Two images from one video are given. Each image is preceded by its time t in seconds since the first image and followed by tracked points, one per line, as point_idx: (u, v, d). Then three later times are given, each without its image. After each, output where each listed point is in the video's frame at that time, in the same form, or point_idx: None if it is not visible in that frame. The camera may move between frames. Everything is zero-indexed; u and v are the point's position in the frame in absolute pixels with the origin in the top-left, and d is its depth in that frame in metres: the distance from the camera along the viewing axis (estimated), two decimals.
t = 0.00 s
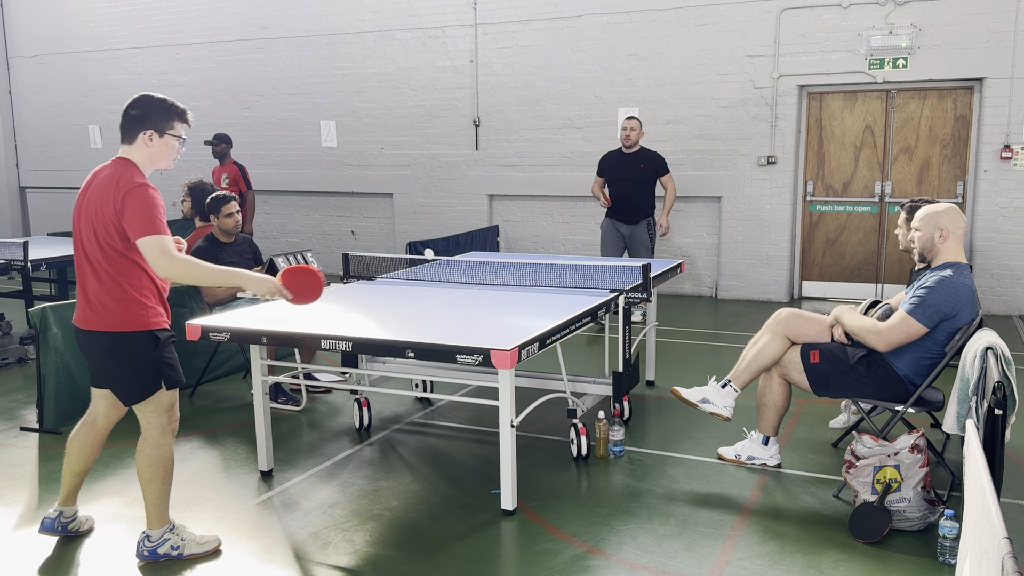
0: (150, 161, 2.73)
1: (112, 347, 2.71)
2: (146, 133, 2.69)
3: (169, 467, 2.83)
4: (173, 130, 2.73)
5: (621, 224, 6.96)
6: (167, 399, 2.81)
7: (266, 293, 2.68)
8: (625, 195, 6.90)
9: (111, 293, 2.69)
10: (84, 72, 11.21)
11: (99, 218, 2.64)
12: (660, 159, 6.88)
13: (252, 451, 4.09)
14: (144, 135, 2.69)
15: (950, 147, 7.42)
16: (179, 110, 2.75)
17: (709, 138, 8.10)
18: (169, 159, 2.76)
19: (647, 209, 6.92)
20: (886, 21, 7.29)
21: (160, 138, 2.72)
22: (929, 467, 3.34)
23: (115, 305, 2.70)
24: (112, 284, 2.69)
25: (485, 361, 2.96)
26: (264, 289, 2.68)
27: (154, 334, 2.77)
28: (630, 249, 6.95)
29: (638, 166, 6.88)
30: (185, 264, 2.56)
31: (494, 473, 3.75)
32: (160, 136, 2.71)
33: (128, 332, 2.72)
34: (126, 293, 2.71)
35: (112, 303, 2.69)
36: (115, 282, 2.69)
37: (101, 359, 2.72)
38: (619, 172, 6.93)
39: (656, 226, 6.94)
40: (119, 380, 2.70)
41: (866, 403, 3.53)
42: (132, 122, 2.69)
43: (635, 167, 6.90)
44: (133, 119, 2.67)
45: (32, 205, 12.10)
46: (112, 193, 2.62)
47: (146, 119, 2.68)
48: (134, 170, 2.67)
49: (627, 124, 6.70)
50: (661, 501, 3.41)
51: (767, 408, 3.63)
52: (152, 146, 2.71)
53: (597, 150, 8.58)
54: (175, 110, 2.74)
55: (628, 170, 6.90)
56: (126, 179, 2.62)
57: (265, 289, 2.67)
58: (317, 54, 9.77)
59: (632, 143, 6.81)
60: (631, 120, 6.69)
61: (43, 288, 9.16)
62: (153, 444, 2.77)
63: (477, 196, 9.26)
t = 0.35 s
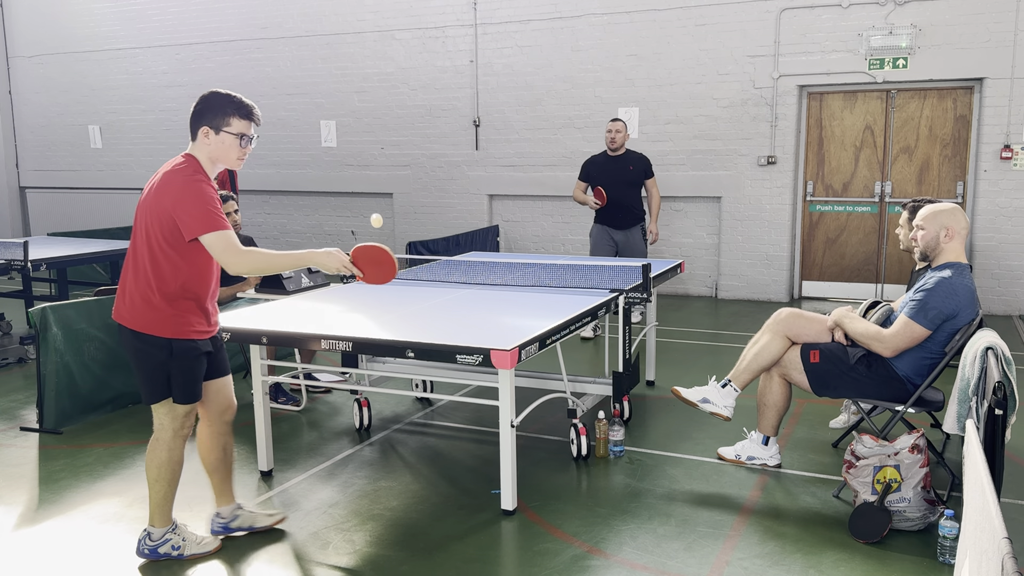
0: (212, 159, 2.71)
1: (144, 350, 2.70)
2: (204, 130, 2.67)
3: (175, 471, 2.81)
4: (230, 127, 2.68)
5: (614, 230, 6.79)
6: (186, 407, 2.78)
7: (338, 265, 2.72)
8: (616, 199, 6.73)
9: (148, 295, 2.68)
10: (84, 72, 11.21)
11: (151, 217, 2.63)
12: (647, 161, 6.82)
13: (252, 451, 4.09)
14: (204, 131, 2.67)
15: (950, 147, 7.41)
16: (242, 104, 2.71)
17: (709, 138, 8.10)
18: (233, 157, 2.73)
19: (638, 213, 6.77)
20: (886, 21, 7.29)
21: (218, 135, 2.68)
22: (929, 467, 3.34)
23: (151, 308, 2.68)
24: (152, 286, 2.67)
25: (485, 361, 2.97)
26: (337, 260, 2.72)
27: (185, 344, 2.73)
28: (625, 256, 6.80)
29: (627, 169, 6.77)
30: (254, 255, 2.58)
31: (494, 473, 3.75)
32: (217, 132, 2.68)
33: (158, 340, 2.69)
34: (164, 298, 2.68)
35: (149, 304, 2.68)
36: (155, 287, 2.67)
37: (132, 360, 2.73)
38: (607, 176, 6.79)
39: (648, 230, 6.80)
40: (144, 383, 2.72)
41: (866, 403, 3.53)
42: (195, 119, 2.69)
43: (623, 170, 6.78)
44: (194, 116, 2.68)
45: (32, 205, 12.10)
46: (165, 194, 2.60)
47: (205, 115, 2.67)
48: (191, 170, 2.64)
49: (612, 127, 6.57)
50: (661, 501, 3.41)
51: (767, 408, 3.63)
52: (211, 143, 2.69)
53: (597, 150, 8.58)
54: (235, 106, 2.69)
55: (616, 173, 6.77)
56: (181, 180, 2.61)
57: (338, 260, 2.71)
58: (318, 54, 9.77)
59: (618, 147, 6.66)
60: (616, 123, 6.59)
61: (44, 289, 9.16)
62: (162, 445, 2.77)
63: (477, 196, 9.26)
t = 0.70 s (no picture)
0: (277, 166, 2.61)
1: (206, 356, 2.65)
2: (273, 136, 2.58)
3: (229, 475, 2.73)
4: (301, 132, 2.60)
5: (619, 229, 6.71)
6: (251, 425, 2.67)
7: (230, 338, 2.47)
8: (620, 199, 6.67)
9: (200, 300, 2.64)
10: (84, 72, 11.21)
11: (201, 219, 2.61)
12: (651, 155, 6.71)
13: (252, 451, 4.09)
14: (270, 137, 2.58)
15: (951, 147, 7.41)
16: (310, 112, 2.62)
17: (709, 138, 8.10)
18: (293, 164, 2.62)
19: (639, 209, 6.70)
20: (886, 21, 7.29)
21: (289, 142, 2.59)
22: (929, 467, 3.34)
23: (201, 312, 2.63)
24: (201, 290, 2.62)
25: (485, 361, 2.97)
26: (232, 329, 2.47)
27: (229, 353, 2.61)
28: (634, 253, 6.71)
29: (628, 166, 6.69)
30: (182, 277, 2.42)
31: (494, 473, 3.75)
32: (289, 138, 2.58)
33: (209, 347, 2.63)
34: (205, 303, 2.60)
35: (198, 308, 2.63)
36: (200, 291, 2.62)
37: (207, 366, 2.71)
38: (609, 174, 6.73)
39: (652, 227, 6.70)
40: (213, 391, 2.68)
41: (866, 403, 3.53)
42: (265, 122, 2.58)
43: (626, 167, 6.69)
44: (262, 119, 2.58)
45: (32, 205, 12.09)
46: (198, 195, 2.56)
47: (269, 120, 2.58)
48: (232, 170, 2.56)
49: (613, 123, 6.52)
50: (661, 501, 3.41)
51: (767, 408, 3.62)
52: (281, 150, 2.59)
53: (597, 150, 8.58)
54: (303, 113, 2.60)
55: (618, 170, 6.70)
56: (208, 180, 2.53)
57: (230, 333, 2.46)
58: (318, 54, 9.77)
59: (620, 143, 6.60)
60: (618, 119, 6.49)
61: (43, 289, 9.16)
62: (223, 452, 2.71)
63: (477, 196, 9.26)
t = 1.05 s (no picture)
0: (298, 160, 2.53)
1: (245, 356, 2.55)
2: (298, 129, 2.49)
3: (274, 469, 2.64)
4: (325, 128, 2.52)
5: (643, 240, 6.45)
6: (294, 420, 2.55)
7: (264, 346, 2.36)
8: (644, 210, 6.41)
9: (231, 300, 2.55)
10: (84, 72, 11.21)
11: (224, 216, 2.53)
12: (686, 170, 6.29)
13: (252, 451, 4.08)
14: (294, 131, 2.49)
15: (951, 147, 7.41)
16: (333, 105, 2.53)
17: (709, 138, 8.10)
18: (316, 159, 2.55)
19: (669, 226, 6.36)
20: (886, 21, 7.29)
21: (312, 136, 2.50)
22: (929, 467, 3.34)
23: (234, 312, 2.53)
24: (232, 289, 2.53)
25: (485, 361, 2.97)
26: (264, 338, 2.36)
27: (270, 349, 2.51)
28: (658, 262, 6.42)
29: (659, 180, 6.36)
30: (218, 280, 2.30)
31: (494, 473, 3.75)
32: (312, 132, 2.50)
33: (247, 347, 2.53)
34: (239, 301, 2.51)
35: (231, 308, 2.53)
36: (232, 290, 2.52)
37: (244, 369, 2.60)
38: (640, 187, 6.44)
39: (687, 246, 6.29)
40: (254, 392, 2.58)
41: (866, 403, 3.53)
42: (287, 116, 2.50)
43: (655, 181, 6.37)
44: (286, 112, 2.49)
45: (32, 205, 12.09)
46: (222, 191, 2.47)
47: (293, 113, 2.49)
48: (256, 164, 2.47)
49: (646, 133, 6.22)
50: (660, 501, 3.41)
51: (767, 408, 3.62)
52: (304, 143, 2.51)
53: (597, 150, 8.58)
54: (329, 108, 2.52)
55: (648, 183, 6.39)
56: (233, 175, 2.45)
57: (263, 342, 2.35)
58: (318, 54, 9.77)
59: (653, 155, 6.27)
60: (652, 129, 6.21)
61: (43, 289, 9.16)
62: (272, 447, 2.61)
63: (477, 196, 9.26)
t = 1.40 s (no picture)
0: (276, 162, 2.51)
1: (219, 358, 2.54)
2: (277, 130, 2.47)
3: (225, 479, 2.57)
4: (305, 132, 2.50)
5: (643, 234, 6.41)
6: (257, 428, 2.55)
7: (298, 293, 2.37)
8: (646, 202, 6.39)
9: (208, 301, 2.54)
10: (83, 72, 11.20)
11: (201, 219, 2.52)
12: (689, 162, 6.28)
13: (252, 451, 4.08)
14: (276, 133, 2.47)
15: (951, 147, 7.41)
16: (313, 107, 2.51)
17: (709, 138, 8.10)
18: (298, 163, 2.53)
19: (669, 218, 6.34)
20: (886, 21, 7.29)
21: (292, 138, 2.49)
22: (929, 467, 3.33)
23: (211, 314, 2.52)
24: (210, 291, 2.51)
25: (485, 361, 2.96)
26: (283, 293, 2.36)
27: (246, 353, 2.50)
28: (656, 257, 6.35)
29: (662, 171, 6.36)
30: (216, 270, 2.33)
31: (493, 473, 3.75)
32: (292, 135, 2.48)
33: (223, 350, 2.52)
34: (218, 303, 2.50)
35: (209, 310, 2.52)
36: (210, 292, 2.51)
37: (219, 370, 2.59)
38: (644, 177, 6.43)
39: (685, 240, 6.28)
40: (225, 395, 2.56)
41: (866, 404, 3.52)
42: (267, 117, 2.48)
43: (659, 173, 6.36)
44: (266, 112, 2.48)
45: (32, 206, 12.09)
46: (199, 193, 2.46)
47: (274, 114, 2.48)
48: (233, 166, 2.46)
49: (654, 123, 6.24)
50: (661, 501, 3.41)
51: (767, 408, 3.62)
52: (282, 145, 2.49)
53: (597, 150, 8.58)
54: (310, 110, 2.50)
55: (652, 174, 6.38)
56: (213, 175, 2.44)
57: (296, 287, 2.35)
58: (317, 54, 9.76)
59: (658, 146, 6.27)
60: (659, 118, 6.24)
61: (44, 289, 9.16)
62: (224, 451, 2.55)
63: (477, 196, 9.25)
